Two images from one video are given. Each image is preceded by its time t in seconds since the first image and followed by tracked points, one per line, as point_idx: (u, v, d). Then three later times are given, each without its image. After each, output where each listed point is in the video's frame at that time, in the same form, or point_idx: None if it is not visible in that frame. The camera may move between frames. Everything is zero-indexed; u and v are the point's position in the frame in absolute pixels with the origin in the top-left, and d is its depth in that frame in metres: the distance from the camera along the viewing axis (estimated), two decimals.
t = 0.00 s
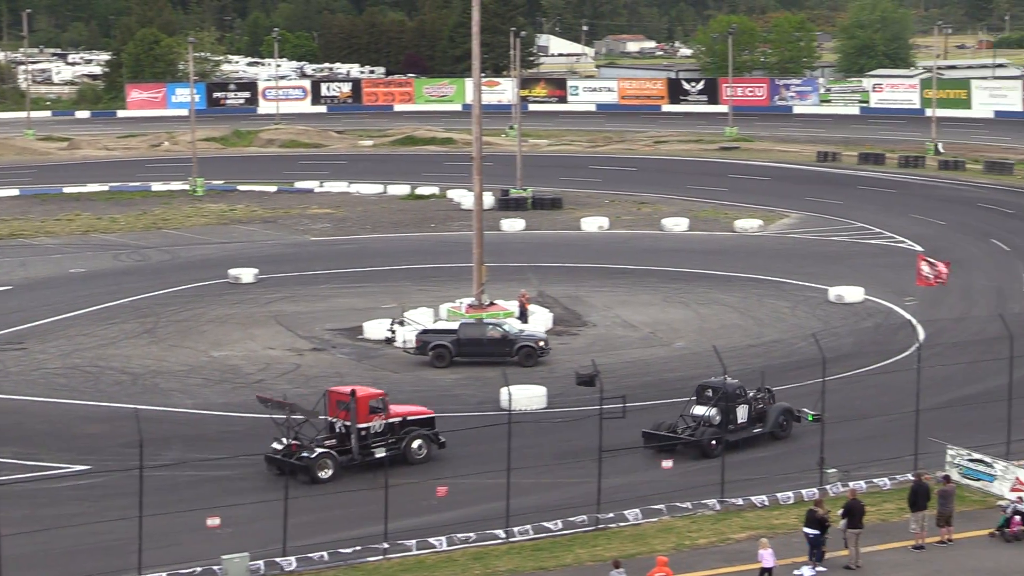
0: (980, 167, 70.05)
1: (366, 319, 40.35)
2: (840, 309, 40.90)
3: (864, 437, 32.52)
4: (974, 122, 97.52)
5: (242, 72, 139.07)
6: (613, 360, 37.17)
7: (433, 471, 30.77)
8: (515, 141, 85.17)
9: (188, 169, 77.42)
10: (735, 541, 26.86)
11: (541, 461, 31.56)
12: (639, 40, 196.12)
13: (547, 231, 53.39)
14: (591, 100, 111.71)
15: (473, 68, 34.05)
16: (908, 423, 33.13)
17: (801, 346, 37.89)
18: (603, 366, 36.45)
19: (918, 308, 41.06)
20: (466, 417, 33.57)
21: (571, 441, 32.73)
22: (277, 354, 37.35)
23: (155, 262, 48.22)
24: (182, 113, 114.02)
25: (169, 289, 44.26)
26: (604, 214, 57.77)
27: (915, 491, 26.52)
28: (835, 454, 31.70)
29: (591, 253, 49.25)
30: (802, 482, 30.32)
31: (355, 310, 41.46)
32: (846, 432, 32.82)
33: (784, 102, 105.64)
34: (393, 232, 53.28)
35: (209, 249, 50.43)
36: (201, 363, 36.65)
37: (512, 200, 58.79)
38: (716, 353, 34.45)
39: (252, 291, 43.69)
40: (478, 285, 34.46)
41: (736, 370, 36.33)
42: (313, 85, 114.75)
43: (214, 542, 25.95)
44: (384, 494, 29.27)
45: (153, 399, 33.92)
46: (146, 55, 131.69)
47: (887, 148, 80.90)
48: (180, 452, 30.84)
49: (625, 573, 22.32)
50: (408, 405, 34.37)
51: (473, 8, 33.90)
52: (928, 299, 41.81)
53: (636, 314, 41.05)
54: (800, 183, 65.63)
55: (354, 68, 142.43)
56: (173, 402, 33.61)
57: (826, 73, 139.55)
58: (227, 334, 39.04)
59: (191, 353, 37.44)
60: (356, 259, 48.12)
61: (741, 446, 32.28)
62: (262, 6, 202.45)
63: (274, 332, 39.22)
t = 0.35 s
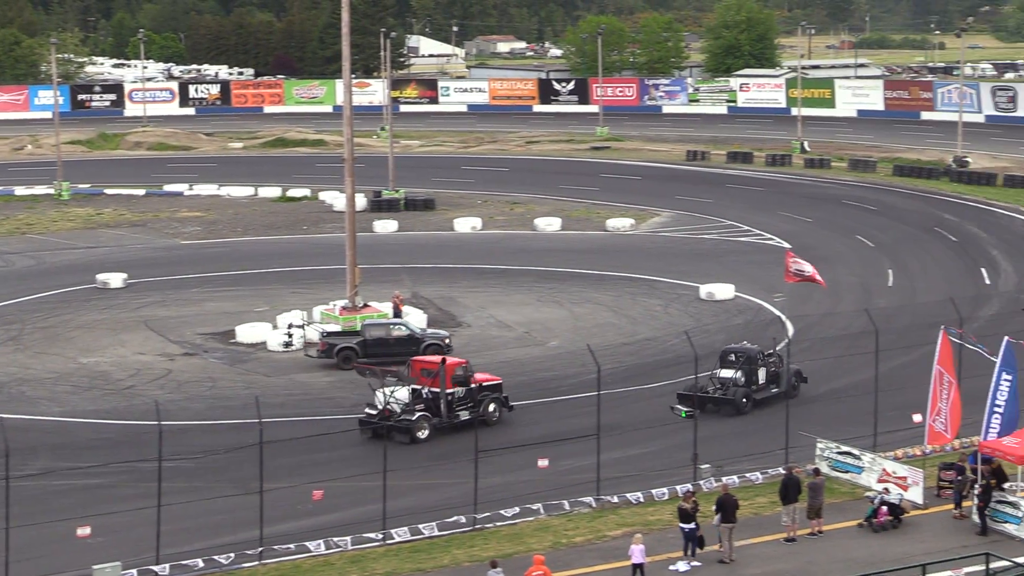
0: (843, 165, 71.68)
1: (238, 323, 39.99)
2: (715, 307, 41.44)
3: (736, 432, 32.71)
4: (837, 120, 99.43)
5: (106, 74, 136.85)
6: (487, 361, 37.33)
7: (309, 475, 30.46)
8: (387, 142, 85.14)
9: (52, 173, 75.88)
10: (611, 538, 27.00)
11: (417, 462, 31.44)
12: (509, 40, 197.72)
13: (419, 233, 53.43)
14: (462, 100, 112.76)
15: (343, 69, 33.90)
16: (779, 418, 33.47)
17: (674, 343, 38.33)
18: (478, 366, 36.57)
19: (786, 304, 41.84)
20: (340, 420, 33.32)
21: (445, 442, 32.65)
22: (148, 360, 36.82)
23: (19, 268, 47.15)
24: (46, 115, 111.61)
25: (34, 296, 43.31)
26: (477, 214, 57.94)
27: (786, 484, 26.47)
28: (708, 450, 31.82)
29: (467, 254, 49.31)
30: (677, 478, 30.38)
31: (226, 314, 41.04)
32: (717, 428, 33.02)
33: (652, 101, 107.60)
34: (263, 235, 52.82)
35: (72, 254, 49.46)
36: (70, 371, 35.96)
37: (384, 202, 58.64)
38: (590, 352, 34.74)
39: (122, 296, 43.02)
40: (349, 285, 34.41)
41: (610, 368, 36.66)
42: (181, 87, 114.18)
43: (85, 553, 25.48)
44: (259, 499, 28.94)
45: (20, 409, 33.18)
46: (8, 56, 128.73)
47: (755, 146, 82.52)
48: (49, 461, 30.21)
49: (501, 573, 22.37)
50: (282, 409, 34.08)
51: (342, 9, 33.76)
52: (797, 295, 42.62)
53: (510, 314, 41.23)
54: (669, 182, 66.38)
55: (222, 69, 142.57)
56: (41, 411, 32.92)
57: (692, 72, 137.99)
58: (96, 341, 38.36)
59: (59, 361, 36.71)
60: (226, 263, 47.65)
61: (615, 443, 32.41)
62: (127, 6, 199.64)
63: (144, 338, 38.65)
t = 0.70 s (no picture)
0: (763, 164, 72.49)
1: (160, 327, 39.65)
2: (642, 306, 41.70)
3: (662, 430, 32.79)
4: (758, 119, 100.44)
5: (23, 78, 135.22)
6: (411, 364, 37.28)
7: (234, 479, 30.21)
8: (310, 144, 84.81)
9: None
10: (538, 539, 27.02)
11: (343, 463, 31.29)
12: (431, 41, 198.22)
13: (342, 234, 53.28)
14: (384, 101, 112.34)
15: (265, 70, 33.93)
16: (704, 415, 33.65)
17: (600, 343, 38.54)
18: (402, 369, 36.51)
19: (710, 303, 42.17)
20: (265, 423, 33.08)
21: (371, 443, 32.51)
22: (70, 365, 36.38)
23: None
24: None
25: None
26: (401, 215, 57.91)
27: (711, 482, 26.48)
28: (634, 448, 31.85)
29: (393, 255, 49.25)
30: (603, 477, 30.42)
31: (149, 318, 40.70)
32: (643, 426, 33.07)
33: (575, 101, 108.05)
34: (185, 237, 52.41)
35: None
36: None
37: (307, 203, 58.36)
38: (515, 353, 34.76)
39: (41, 300, 42.49)
40: (272, 285, 34.35)
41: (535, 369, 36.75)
42: (100, 89, 113.76)
43: (6, 563, 25.11)
44: (185, 504, 28.64)
45: None
46: None
47: (677, 146, 83.16)
48: None
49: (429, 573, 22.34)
50: (207, 412, 33.78)
51: (263, 11, 33.83)
52: (720, 294, 43.01)
53: (436, 315, 41.22)
54: (592, 182, 66.68)
55: (141, 71, 142.27)
56: None
57: (615, 72, 138.99)
58: (15, 346, 37.84)
59: None
60: (147, 266, 47.24)
61: (541, 443, 32.42)
62: (43, 7, 197.26)
63: (64, 343, 38.19)
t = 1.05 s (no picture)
0: (720, 163, 72.81)
1: (116, 328, 39.44)
2: (601, 306, 41.84)
3: (621, 429, 32.90)
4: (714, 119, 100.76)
5: None
6: (370, 364, 37.27)
7: (193, 480, 30.11)
8: (267, 145, 84.54)
9: None
10: (499, 538, 27.08)
11: (303, 464, 31.22)
12: (388, 41, 197.99)
13: (300, 235, 53.14)
14: (342, 101, 112.18)
15: (223, 71, 33.87)
16: (663, 414, 33.77)
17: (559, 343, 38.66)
18: (361, 370, 36.51)
19: (670, 302, 42.35)
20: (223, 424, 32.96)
21: (330, 444, 32.44)
22: (25, 368, 36.13)
23: None
24: None
25: None
26: (359, 215, 57.83)
27: (670, 482, 26.50)
28: (594, 447, 31.92)
29: (351, 255, 49.18)
30: (563, 476, 30.51)
31: (105, 319, 40.50)
32: (601, 425, 33.14)
33: (533, 101, 108.17)
34: (141, 238, 52.12)
35: None
36: None
37: (264, 204, 58.16)
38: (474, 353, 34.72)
39: None
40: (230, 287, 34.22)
41: (495, 369, 36.81)
42: (54, 89, 113.11)
43: None
44: (144, 506, 28.52)
45: None
46: None
47: (635, 145, 83.45)
48: None
49: (389, 574, 22.34)
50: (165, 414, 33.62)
51: (220, 12, 33.72)
52: (678, 293, 43.22)
53: (395, 315, 41.21)
54: (550, 182, 66.77)
55: (96, 72, 141.36)
56: None
57: (572, 73, 139.36)
58: None
59: None
60: (102, 267, 46.96)
61: (501, 443, 32.44)
62: None
63: (20, 345, 37.90)
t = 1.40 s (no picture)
0: (707, 163, 72.84)
1: (102, 329, 39.33)
2: (589, 306, 41.82)
3: (608, 429, 32.90)
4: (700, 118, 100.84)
5: None
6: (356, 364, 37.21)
7: (180, 481, 30.05)
8: (253, 145, 84.43)
9: None
10: (486, 539, 27.06)
11: (290, 465, 31.17)
12: (375, 40, 197.80)
13: (287, 235, 53.07)
14: (328, 101, 112.36)
15: (208, 71, 33.79)
16: (650, 414, 33.77)
17: (546, 343, 38.64)
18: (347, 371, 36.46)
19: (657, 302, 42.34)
20: (210, 425, 32.88)
21: (317, 446, 32.36)
22: (11, 368, 36.02)
23: None
24: None
25: None
26: (345, 215, 57.73)
27: (657, 481, 26.54)
28: (581, 447, 31.92)
29: (338, 255, 49.14)
30: (550, 476, 30.50)
31: (91, 320, 40.42)
32: (588, 426, 33.11)
33: (520, 101, 108.18)
34: (127, 239, 52.02)
35: None
36: None
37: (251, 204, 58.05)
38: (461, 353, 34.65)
39: None
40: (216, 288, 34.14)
41: (482, 369, 36.78)
42: (40, 89, 112.80)
43: None
44: (131, 507, 28.45)
45: None
46: None
47: (622, 145, 83.47)
48: None
49: (376, 574, 22.30)
50: (151, 414, 33.53)
51: (205, 12, 33.67)
52: (665, 294, 43.21)
53: (382, 316, 41.15)
54: (537, 182, 66.77)
55: (81, 72, 141.10)
56: None
57: (558, 72, 139.36)
58: None
59: None
60: (88, 268, 46.84)
61: (489, 443, 32.41)
62: None
63: (6, 346, 37.78)
